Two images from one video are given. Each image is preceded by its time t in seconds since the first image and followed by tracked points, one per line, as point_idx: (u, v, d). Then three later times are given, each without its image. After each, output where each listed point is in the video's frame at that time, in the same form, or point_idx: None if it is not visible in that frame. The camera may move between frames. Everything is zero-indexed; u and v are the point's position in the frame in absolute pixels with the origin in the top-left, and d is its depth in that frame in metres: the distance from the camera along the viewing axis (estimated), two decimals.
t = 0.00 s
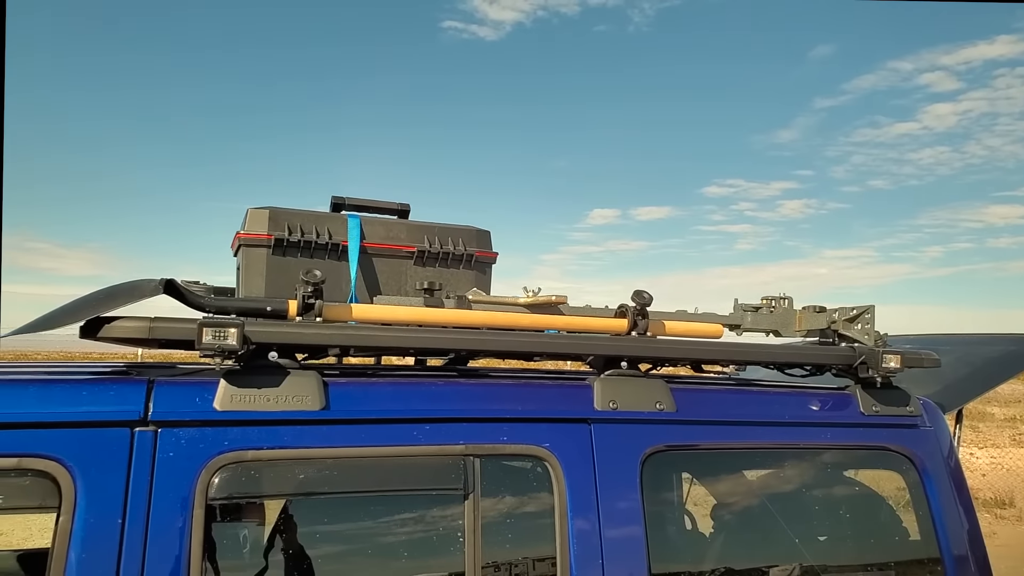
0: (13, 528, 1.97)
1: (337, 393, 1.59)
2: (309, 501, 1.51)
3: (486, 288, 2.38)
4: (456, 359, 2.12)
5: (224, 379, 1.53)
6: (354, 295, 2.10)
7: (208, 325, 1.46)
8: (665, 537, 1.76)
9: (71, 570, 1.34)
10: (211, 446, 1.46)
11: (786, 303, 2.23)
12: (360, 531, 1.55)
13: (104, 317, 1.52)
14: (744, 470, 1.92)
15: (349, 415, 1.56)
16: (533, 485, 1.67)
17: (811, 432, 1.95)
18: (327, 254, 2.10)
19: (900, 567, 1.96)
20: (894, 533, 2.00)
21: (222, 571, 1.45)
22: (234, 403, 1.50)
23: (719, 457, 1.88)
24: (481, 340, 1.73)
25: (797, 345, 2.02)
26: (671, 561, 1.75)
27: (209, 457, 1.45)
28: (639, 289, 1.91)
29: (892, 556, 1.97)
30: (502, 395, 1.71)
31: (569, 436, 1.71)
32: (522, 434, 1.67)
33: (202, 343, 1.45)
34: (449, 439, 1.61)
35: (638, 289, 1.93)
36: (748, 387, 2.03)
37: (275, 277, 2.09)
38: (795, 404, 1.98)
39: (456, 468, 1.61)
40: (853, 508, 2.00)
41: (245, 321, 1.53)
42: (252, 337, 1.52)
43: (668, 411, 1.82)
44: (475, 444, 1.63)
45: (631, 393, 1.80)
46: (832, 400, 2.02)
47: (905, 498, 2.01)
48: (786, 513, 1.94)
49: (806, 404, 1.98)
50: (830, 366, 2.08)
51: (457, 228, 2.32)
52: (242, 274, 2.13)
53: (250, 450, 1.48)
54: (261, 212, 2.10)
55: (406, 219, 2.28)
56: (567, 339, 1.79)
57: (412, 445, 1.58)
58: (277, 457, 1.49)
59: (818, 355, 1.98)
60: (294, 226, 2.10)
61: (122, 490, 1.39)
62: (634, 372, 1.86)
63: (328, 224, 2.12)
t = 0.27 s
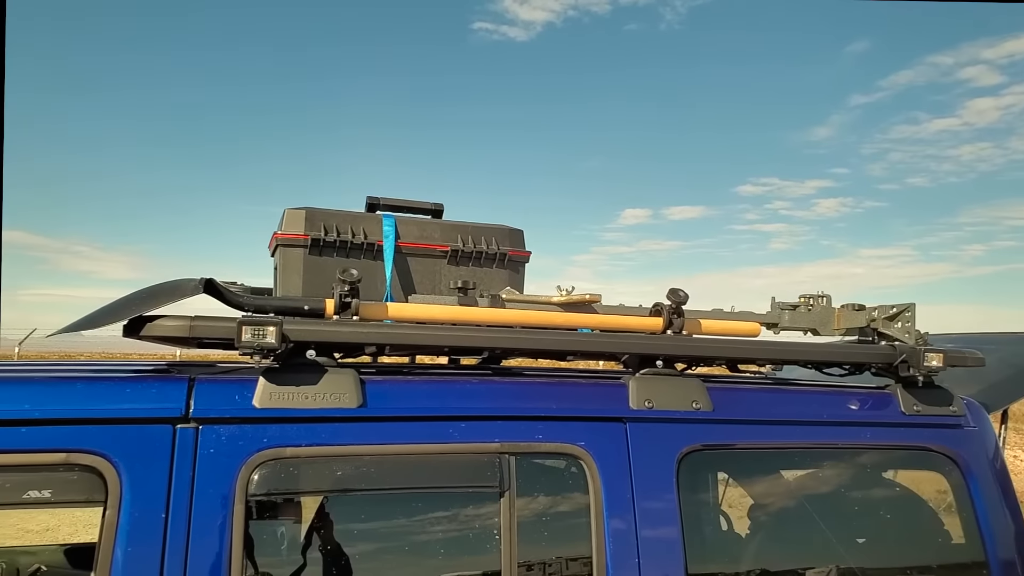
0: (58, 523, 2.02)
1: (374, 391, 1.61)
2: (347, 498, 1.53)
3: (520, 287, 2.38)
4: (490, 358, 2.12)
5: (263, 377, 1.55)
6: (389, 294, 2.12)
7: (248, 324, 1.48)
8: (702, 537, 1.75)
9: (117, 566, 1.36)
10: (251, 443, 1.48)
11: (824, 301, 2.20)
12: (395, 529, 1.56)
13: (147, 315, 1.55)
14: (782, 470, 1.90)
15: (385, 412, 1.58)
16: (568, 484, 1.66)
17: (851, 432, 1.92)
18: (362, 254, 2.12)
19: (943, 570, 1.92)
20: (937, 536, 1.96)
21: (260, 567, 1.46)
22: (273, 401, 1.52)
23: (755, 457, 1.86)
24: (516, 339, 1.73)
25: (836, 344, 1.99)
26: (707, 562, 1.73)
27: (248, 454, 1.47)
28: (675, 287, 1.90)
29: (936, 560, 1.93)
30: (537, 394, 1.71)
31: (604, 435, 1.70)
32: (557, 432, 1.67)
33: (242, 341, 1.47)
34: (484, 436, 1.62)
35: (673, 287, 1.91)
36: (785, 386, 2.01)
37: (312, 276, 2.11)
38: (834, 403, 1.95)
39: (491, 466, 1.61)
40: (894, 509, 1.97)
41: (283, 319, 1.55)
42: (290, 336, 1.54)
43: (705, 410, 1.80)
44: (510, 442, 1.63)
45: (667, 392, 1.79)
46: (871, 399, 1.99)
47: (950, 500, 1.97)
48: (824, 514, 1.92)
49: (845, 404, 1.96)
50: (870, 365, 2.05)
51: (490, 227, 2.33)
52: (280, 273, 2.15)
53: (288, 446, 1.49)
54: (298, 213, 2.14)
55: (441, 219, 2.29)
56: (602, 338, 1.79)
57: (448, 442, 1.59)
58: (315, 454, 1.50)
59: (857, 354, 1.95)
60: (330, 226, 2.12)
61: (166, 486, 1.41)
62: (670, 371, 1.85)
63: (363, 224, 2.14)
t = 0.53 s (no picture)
0: (109, 521, 2.07)
1: (415, 391, 1.62)
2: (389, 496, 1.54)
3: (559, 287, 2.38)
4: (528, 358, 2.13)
5: (306, 377, 1.58)
6: (428, 295, 2.13)
7: (291, 325, 1.50)
8: (744, 538, 1.73)
9: (166, 564, 1.39)
10: (295, 442, 1.50)
11: (868, 299, 2.17)
12: (433, 529, 1.57)
13: (192, 316, 1.58)
14: (826, 470, 1.87)
15: (426, 411, 1.59)
16: (608, 484, 1.66)
17: (897, 432, 1.89)
18: (402, 255, 2.14)
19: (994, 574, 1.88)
20: (987, 538, 1.92)
21: (302, 566, 1.48)
22: (316, 401, 1.55)
23: (798, 457, 1.84)
24: (555, 339, 1.73)
25: (881, 342, 1.96)
26: (751, 564, 1.71)
27: (292, 453, 1.50)
28: (715, 286, 1.88)
29: (986, 563, 1.89)
30: (577, 394, 1.71)
31: (644, 435, 1.69)
32: (597, 432, 1.67)
33: (286, 341, 1.49)
34: (524, 436, 1.62)
35: (713, 286, 1.90)
36: (828, 385, 1.98)
37: (353, 278, 2.12)
38: (879, 403, 1.92)
39: (532, 465, 1.62)
40: (943, 511, 1.93)
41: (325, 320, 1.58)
42: (332, 336, 1.57)
43: (747, 410, 1.79)
44: (550, 442, 1.63)
45: (707, 391, 1.78)
46: (918, 398, 1.95)
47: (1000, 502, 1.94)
48: (871, 516, 1.88)
49: (890, 403, 1.92)
50: (916, 364, 2.02)
51: (527, 227, 2.33)
52: (321, 275, 2.17)
53: (331, 446, 1.52)
54: (338, 215, 2.17)
55: (478, 220, 2.30)
56: (641, 337, 1.78)
57: (488, 441, 1.60)
58: (358, 452, 1.52)
59: (903, 353, 1.91)
60: (371, 228, 2.14)
61: (212, 486, 1.44)
62: (710, 371, 1.84)
63: (402, 225, 2.15)
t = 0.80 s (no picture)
0: (140, 520, 2.10)
1: (441, 391, 1.63)
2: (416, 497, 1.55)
3: (582, 288, 2.37)
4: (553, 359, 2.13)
5: (334, 378, 1.60)
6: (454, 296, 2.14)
7: (319, 326, 1.52)
8: (772, 539, 1.71)
9: (197, 564, 1.41)
10: (323, 442, 1.52)
11: (897, 298, 2.15)
12: (459, 530, 1.58)
13: (222, 319, 1.60)
14: (855, 471, 1.85)
15: (453, 412, 1.60)
16: (635, 485, 1.66)
17: (928, 432, 1.86)
18: (427, 257, 2.13)
19: None
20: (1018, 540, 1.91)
21: (330, 566, 1.49)
22: (344, 401, 1.56)
23: (827, 458, 1.82)
24: (580, 339, 1.73)
25: (910, 342, 1.93)
26: (779, 564, 1.70)
27: (320, 453, 1.51)
28: (742, 285, 1.87)
29: (1018, 565, 1.87)
30: (603, 394, 1.71)
31: (671, 436, 1.69)
32: (623, 433, 1.66)
33: (314, 342, 1.51)
34: (550, 437, 1.62)
35: (740, 286, 1.88)
36: (857, 386, 1.97)
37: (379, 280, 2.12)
38: (908, 403, 1.90)
39: (558, 466, 1.62)
40: (975, 513, 1.91)
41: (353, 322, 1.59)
42: (360, 336, 1.58)
43: (774, 410, 1.77)
44: (576, 443, 1.63)
45: (734, 392, 1.77)
46: (948, 399, 1.93)
47: None
48: (900, 517, 1.87)
49: (920, 403, 1.90)
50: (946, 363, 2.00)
51: (551, 228, 2.33)
52: (348, 277, 2.18)
53: (358, 446, 1.53)
54: (365, 218, 2.18)
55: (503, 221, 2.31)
56: (667, 338, 1.77)
57: (515, 442, 1.60)
58: (384, 453, 1.53)
59: (933, 352, 1.89)
60: (396, 230, 2.13)
61: (242, 487, 1.46)
62: (737, 371, 1.83)
63: (428, 228, 2.14)
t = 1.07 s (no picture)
0: (165, 519, 2.12)
1: (462, 391, 1.64)
2: (437, 495, 1.55)
3: (603, 287, 2.36)
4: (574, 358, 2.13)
5: (355, 378, 1.60)
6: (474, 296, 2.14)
7: (341, 326, 1.53)
8: (796, 540, 1.70)
9: (221, 561, 1.43)
10: (345, 441, 1.53)
11: (922, 296, 2.12)
12: (481, 529, 1.58)
13: (244, 318, 1.62)
14: (880, 471, 1.83)
15: (474, 411, 1.60)
16: (657, 483, 1.65)
17: (954, 431, 1.84)
18: (447, 257, 2.14)
19: None
20: None
21: (354, 565, 1.50)
22: (365, 400, 1.57)
23: (851, 457, 1.80)
24: (601, 338, 1.73)
25: (935, 340, 1.91)
26: (802, 564, 1.69)
27: (343, 452, 1.52)
28: (764, 284, 1.86)
29: None
30: (624, 393, 1.71)
31: (692, 435, 1.68)
32: (644, 432, 1.66)
33: (336, 342, 1.52)
34: (570, 436, 1.62)
35: (762, 284, 1.87)
36: (881, 385, 1.95)
37: (400, 280, 2.13)
38: (934, 402, 1.88)
39: (579, 465, 1.62)
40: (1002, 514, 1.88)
41: (374, 321, 1.60)
42: (381, 336, 1.59)
43: (797, 409, 1.76)
44: (597, 442, 1.63)
45: (757, 391, 1.76)
46: (975, 398, 1.90)
47: None
48: (926, 518, 1.85)
49: (946, 402, 1.88)
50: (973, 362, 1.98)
51: (571, 227, 2.33)
52: (369, 277, 2.19)
53: (380, 445, 1.53)
54: (385, 218, 2.19)
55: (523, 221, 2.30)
56: (688, 337, 1.76)
57: (535, 441, 1.60)
58: (405, 451, 1.54)
59: (959, 351, 1.87)
60: (417, 230, 2.14)
61: (264, 486, 1.47)
62: (759, 370, 1.82)
63: (448, 228, 2.14)
